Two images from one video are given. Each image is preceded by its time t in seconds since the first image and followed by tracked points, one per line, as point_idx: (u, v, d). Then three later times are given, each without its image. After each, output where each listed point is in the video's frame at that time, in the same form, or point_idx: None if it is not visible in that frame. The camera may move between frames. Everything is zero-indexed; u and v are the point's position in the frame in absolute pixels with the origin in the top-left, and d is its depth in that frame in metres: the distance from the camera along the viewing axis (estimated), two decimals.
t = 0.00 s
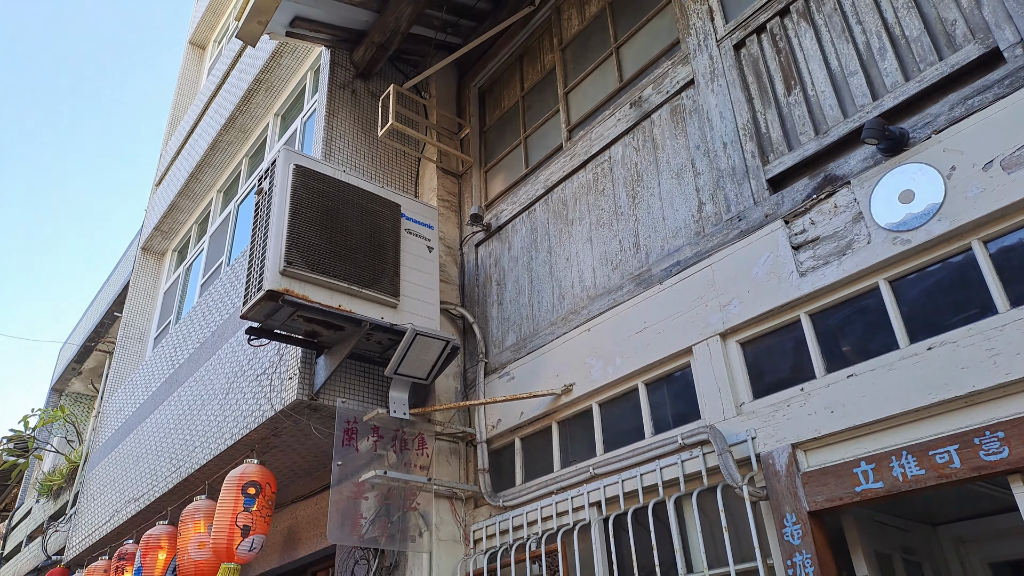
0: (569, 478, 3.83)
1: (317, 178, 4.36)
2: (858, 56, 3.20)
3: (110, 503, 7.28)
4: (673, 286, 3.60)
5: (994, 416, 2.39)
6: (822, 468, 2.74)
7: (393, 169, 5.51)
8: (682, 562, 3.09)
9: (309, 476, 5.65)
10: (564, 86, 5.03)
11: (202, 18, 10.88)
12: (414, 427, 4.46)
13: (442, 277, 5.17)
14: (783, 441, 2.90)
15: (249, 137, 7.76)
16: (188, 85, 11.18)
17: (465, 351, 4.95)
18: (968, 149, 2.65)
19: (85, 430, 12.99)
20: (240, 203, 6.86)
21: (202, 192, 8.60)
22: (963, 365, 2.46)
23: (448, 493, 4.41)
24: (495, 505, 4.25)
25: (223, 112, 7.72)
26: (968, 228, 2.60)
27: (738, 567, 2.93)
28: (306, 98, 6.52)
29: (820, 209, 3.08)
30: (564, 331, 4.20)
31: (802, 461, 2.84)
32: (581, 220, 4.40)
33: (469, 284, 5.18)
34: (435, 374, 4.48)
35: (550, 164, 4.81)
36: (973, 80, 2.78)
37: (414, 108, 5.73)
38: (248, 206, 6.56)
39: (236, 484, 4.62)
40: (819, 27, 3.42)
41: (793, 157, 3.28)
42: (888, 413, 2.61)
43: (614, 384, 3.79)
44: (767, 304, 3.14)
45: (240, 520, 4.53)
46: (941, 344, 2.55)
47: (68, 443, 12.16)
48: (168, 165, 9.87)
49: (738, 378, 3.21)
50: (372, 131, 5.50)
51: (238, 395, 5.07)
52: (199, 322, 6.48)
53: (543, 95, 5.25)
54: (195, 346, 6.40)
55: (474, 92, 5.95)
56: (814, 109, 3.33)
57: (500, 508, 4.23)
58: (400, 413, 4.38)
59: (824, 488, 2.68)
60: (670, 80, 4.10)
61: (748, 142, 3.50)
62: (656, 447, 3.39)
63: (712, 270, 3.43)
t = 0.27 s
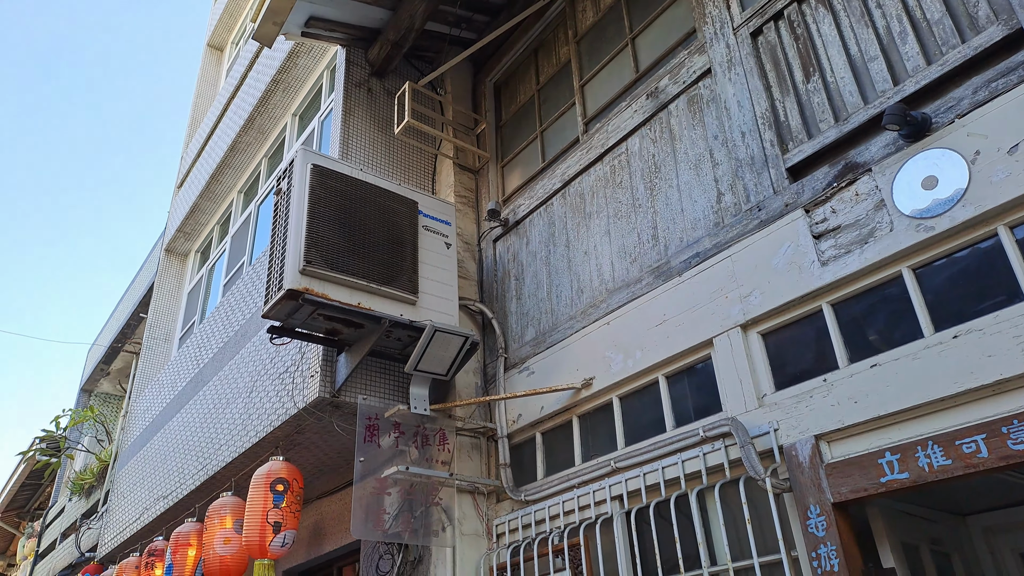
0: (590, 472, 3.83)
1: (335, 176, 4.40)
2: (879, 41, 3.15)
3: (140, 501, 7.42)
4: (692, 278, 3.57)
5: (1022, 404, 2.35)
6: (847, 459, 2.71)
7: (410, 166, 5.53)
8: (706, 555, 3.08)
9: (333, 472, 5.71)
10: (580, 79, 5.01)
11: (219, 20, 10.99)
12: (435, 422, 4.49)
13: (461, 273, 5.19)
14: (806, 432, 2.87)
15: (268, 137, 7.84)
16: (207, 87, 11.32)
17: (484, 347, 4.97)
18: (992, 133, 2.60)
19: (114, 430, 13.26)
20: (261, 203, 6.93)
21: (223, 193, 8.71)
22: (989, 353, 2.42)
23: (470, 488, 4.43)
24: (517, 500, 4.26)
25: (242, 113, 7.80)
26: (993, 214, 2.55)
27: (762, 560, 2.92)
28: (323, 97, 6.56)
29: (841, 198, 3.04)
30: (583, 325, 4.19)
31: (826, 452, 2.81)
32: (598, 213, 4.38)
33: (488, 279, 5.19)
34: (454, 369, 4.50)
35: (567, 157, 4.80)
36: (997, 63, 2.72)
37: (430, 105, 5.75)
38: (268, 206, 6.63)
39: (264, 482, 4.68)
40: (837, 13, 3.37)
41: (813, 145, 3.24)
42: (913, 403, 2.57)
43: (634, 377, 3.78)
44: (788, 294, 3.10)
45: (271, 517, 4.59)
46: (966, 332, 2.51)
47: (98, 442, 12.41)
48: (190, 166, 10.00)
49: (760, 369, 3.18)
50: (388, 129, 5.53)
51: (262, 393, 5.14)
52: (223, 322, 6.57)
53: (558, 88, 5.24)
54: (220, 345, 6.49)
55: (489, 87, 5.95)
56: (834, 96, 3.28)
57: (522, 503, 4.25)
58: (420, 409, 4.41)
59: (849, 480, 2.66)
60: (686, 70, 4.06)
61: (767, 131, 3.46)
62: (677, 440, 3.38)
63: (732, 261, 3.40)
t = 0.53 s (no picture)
0: (619, 466, 3.82)
1: (359, 175, 4.44)
2: (907, 23, 3.08)
3: (177, 497, 7.59)
4: (719, 270, 3.54)
5: None
6: (880, 451, 2.66)
7: (434, 163, 5.56)
8: (737, 549, 3.05)
9: (363, 468, 5.78)
10: (602, 71, 4.99)
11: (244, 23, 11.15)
12: (463, 418, 4.51)
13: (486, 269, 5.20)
14: (838, 424, 2.83)
15: (294, 138, 7.94)
16: (234, 89, 11.49)
17: (511, 342, 4.98)
18: None
19: (151, 428, 13.57)
20: (288, 203, 7.03)
21: (252, 194, 8.85)
22: None
23: (499, 482, 4.45)
24: (546, 494, 4.27)
25: (268, 114, 7.91)
26: None
27: (794, 553, 2.88)
28: (347, 96, 6.62)
29: (871, 184, 2.98)
30: (609, 318, 4.18)
31: (859, 444, 2.77)
32: (623, 206, 4.36)
33: (513, 274, 5.19)
34: (481, 365, 4.51)
35: (591, 150, 4.78)
36: None
37: (452, 101, 5.77)
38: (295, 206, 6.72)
39: (299, 480, 4.76)
40: None
41: (841, 132, 3.18)
42: (948, 393, 2.52)
43: (662, 370, 3.76)
44: (817, 284, 3.06)
45: (306, 514, 4.66)
46: (1003, 320, 2.45)
47: (136, 440, 12.73)
48: (218, 168, 10.17)
49: (790, 361, 3.14)
50: (411, 126, 5.56)
51: (293, 390, 5.22)
52: (254, 321, 6.68)
53: (581, 80, 5.22)
54: (251, 343, 6.60)
55: (511, 82, 5.95)
56: (862, 81, 3.22)
57: (551, 497, 4.26)
58: (448, 405, 4.43)
59: (883, 472, 2.61)
60: (710, 59, 4.02)
61: (793, 119, 3.41)
62: (706, 433, 3.35)
63: (759, 252, 3.36)
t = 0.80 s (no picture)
0: (641, 460, 3.83)
1: (381, 171, 4.48)
2: (934, 9, 3.03)
3: (206, 491, 7.74)
4: (742, 262, 3.52)
5: None
6: (906, 443, 2.64)
7: (455, 158, 5.59)
8: (761, 542, 3.05)
9: (388, 462, 5.85)
10: (623, 63, 4.97)
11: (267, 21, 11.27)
12: (485, 412, 4.54)
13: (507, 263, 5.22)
14: (863, 416, 2.81)
15: (316, 135, 8.02)
16: (257, 87, 11.63)
17: (533, 336, 5.00)
18: None
19: (180, 423, 13.83)
20: (311, 200, 7.11)
21: (276, 192, 8.96)
22: None
23: (522, 475, 4.48)
24: (569, 487, 4.30)
25: (291, 112, 8.00)
26: None
27: (819, 546, 2.87)
28: (368, 94, 6.68)
29: (897, 174, 2.95)
30: (631, 312, 4.18)
31: (884, 437, 2.75)
32: (644, 198, 4.35)
33: (534, 268, 5.21)
34: (503, 359, 4.54)
35: (612, 143, 4.77)
36: None
37: (473, 96, 5.79)
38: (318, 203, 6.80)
39: (325, 473, 4.83)
40: None
41: (866, 121, 3.14)
42: (976, 385, 2.49)
43: (684, 364, 3.76)
44: (841, 276, 3.03)
45: (333, 507, 4.73)
46: None
47: (165, 435, 12.98)
48: (243, 166, 10.31)
49: (814, 353, 3.12)
50: (432, 121, 5.60)
51: (318, 385, 5.29)
52: (279, 317, 6.78)
53: (601, 73, 5.21)
54: (276, 339, 6.70)
55: (532, 76, 5.96)
56: (887, 69, 3.18)
57: (574, 490, 4.28)
58: (470, 399, 4.47)
59: (909, 464, 2.59)
60: (732, 49, 3.99)
61: (817, 108, 3.38)
62: (730, 426, 3.35)
63: (782, 243, 3.34)
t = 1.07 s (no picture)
0: (664, 448, 3.83)
1: (400, 163, 4.50)
2: None
3: (233, 481, 7.87)
4: (764, 249, 3.49)
5: None
6: (933, 430, 2.61)
7: (474, 149, 5.60)
8: (785, 530, 3.04)
9: (411, 452, 5.90)
10: (642, 50, 4.94)
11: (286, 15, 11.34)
12: (507, 401, 4.57)
13: (527, 253, 5.23)
14: (888, 403, 2.78)
15: (336, 128, 8.08)
16: (277, 81, 11.72)
17: (553, 326, 5.01)
18: None
19: (206, 415, 14.07)
20: (331, 192, 7.17)
21: (297, 185, 9.05)
22: None
23: (544, 465, 4.50)
24: (591, 476, 4.31)
25: (311, 106, 8.06)
26: None
27: (844, 534, 2.85)
28: (387, 86, 6.70)
29: (923, 157, 2.90)
30: (652, 300, 4.17)
31: (910, 424, 2.72)
32: (664, 186, 4.33)
33: (554, 258, 5.20)
34: (524, 349, 4.55)
35: (631, 131, 4.75)
36: None
37: (491, 86, 5.79)
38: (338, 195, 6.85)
39: (347, 462, 4.89)
40: None
41: (891, 104, 3.08)
42: (1004, 371, 2.45)
43: (706, 352, 3.74)
44: (866, 262, 2.99)
45: (354, 495, 4.80)
46: None
47: (192, 426, 13.22)
48: (264, 160, 10.42)
49: (838, 340, 3.09)
50: (451, 112, 5.61)
51: (341, 375, 5.34)
52: (302, 309, 6.86)
53: (620, 60, 5.18)
54: (300, 331, 6.78)
55: (550, 64, 5.94)
56: (913, 50, 3.12)
57: (596, 479, 4.29)
58: (491, 389, 4.49)
59: (935, 452, 2.56)
60: (753, 33, 3.95)
61: (840, 92, 3.33)
62: (753, 414, 3.33)
63: (806, 229, 3.30)
